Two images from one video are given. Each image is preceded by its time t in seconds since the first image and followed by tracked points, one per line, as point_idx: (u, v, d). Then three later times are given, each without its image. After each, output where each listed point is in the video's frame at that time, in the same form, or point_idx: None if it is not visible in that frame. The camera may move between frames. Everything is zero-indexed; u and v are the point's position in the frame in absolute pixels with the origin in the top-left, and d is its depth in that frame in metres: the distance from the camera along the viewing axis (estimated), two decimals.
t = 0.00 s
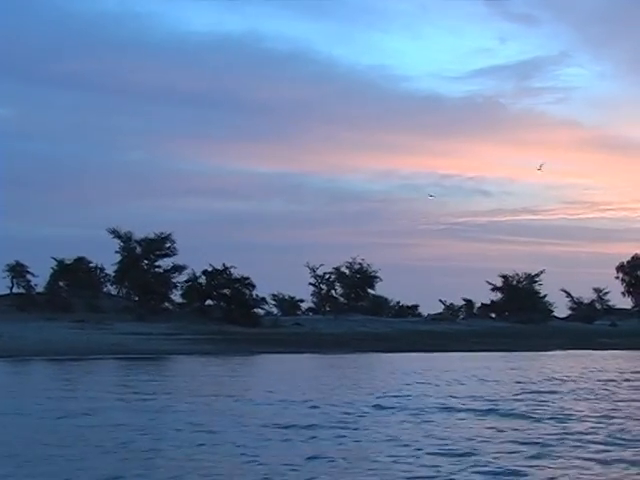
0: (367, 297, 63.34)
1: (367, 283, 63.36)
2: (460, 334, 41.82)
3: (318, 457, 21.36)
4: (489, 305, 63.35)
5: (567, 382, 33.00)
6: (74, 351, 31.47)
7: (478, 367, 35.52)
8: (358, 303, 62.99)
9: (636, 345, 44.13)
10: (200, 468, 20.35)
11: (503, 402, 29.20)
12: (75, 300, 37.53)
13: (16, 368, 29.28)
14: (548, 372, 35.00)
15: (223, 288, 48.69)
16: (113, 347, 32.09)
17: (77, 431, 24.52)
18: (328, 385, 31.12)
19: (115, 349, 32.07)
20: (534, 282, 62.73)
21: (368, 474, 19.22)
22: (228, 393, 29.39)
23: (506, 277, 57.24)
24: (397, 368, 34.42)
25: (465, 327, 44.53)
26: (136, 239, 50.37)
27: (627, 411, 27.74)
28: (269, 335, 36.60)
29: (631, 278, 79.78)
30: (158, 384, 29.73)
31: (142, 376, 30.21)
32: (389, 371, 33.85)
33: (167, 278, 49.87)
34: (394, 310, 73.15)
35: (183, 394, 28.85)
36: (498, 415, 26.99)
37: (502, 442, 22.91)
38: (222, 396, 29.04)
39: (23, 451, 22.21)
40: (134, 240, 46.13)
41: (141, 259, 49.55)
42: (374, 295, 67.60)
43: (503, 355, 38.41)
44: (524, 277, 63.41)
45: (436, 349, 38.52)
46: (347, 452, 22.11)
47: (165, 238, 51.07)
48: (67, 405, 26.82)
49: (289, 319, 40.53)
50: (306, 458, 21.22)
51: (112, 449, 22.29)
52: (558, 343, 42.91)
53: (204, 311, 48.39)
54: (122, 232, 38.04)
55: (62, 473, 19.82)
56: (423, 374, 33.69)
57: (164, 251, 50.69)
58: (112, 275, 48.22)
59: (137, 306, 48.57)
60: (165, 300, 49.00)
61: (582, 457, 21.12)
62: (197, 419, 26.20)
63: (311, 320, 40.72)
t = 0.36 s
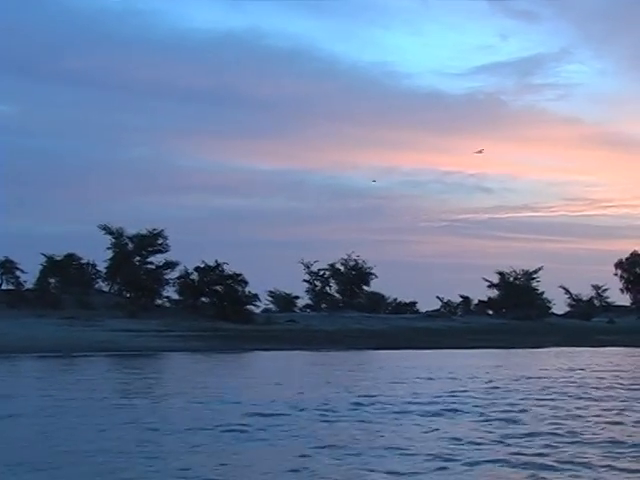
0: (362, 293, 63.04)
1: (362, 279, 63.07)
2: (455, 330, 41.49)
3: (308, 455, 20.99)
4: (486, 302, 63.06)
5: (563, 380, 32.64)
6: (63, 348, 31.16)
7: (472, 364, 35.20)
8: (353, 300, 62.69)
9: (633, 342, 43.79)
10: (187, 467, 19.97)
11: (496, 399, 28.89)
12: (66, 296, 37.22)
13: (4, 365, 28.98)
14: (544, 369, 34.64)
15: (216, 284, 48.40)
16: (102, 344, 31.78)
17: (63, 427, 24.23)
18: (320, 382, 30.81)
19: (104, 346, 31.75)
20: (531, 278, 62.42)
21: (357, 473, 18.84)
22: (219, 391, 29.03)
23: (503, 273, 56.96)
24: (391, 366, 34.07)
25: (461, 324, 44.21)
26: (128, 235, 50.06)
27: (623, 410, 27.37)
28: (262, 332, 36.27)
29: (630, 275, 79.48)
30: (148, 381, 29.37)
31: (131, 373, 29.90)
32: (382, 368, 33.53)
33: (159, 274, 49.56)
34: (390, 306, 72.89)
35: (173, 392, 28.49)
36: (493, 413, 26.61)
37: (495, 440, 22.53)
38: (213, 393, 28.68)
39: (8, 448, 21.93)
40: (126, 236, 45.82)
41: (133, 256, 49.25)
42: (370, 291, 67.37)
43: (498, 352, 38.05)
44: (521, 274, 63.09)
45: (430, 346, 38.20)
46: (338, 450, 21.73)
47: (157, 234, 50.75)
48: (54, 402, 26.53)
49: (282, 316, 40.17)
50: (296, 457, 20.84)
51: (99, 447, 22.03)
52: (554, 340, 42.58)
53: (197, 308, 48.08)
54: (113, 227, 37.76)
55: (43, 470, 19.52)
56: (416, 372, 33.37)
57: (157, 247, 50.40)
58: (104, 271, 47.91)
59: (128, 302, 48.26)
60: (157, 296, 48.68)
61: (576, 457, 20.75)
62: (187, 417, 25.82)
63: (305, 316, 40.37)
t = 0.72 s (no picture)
0: (353, 293, 62.81)
1: (353, 279, 62.83)
2: (446, 330, 41.23)
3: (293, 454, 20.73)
4: (479, 302, 62.83)
5: (553, 379, 32.42)
6: (47, 348, 30.89)
7: (462, 364, 34.95)
8: (344, 299, 62.46)
9: (625, 342, 43.58)
10: (168, 467, 19.73)
11: (484, 399, 28.65)
12: (52, 297, 36.95)
13: None
14: (534, 368, 34.43)
15: (204, 284, 48.15)
16: (88, 345, 31.51)
17: (44, 428, 23.98)
18: (307, 382, 30.56)
19: (89, 346, 31.48)
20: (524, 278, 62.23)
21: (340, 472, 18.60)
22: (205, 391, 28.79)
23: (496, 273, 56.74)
24: (380, 365, 33.83)
25: (452, 324, 43.96)
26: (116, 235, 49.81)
27: (612, 408, 27.14)
28: (250, 332, 36.01)
29: (625, 275, 79.33)
30: (133, 381, 29.12)
31: (116, 374, 29.64)
32: (370, 368, 33.28)
33: (147, 274, 49.32)
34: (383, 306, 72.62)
35: (159, 392, 28.22)
36: (481, 412, 26.37)
37: (481, 439, 22.30)
38: (199, 393, 28.40)
39: None
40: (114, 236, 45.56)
41: (121, 256, 48.99)
42: (361, 291, 67.14)
43: (488, 352, 37.81)
44: (513, 274, 62.90)
45: (420, 346, 37.94)
46: (322, 450, 21.46)
47: (145, 233, 50.50)
48: (37, 403, 26.27)
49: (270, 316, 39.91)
50: (279, 456, 20.59)
51: (80, 448, 21.78)
52: (545, 340, 42.32)
53: (185, 308, 47.83)
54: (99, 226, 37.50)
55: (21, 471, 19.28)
56: (405, 371, 33.12)
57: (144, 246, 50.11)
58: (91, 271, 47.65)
59: (116, 302, 48.00)
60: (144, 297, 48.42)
61: (562, 453, 20.50)
62: (172, 417, 25.54)
63: (294, 316, 40.13)
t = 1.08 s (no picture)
0: (343, 291, 62.65)
1: (343, 277, 62.67)
2: (435, 329, 41.04)
3: (275, 455, 20.53)
4: (470, 301, 62.68)
5: (541, 379, 32.25)
6: (31, 346, 30.69)
7: (450, 364, 34.77)
8: (334, 298, 62.29)
9: (614, 342, 43.44)
10: (148, 467, 19.53)
11: (471, 399, 28.49)
12: (37, 293, 36.73)
13: None
14: (522, 369, 34.27)
15: (190, 282, 47.98)
16: (72, 343, 31.31)
17: (26, 426, 23.79)
18: (293, 381, 30.36)
19: (73, 344, 31.26)
20: (515, 278, 62.09)
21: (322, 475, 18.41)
22: (189, 389, 28.60)
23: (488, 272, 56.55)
24: (367, 364, 33.65)
25: (442, 324, 43.76)
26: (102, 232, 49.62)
27: (599, 410, 26.97)
28: (236, 330, 35.81)
29: (617, 274, 79.30)
30: (117, 379, 28.91)
31: (99, 371, 29.44)
32: (357, 368, 33.08)
33: (133, 271, 49.29)
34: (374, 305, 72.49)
35: (143, 390, 28.03)
36: (467, 413, 26.19)
37: (465, 441, 22.16)
38: (183, 392, 28.21)
39: None
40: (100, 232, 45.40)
41: (107, 252, 48.82)
42: (351, 289, 67.03)
43: (477, 352, 37.59)
44: (504, 273, 62.77)
45: (409, 345, 37.76)
46: (305, 450, 21.27)
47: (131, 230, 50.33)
48: (20, 400, 26.08)
49: (259, 314, 39.70)
50: (261, 457, 20.39)
51: (60, 447, 21.61)
52: (535, 340, 42.15)
53: (171, 305, 47.65)
54: (85, 223, 37.28)
55: None
56: (392, 371, 32.95)
57: (132, 244, 50.20)
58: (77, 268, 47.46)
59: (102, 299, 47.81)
60: (130, 293, 48.23)
61: (547, 456, 20.32)
62: (155, 416, 25.34)
63: (282, 314, 39.95)
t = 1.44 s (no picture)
0: (338, 287, 62.35)
1: (338, 273, 62.38)
2: (430, 326, 40.74)
3: (261, 449, 20.20)
4: (467, 298, 62.39)
5: (534, 377, 31.90)
6: (19, 339, 30.41)
7: (443, 360, 34.47)
8: (329, 293, 62.00)
9: (611, 341, 43.07)
10: (130, 461, 19.22)
11: (462, 396, 28.21)
12: (27, 286, 36.44)
13: None
14: (516, 366, 33.93)
15: (182, 276, 47.73)
16: (60, 336, 31.02)
17: (10, 419, 23.51)
18: (283, 376, 30.08)
19: (61, 337, 30.98)
20: (512, 275, 61.73)
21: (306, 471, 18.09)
22: (178, 382, 28.32)
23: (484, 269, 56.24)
24: (359, 360, 33.32)
25: (436, 320, 43.47)
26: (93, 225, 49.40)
27: (592, 408, 26.63)
28: (227, 325, 35.52)
29: (615, 272, 79.01)
30: (105, 372, 28.61)
31: (87, 363, 29.16)
32: (349, 363, 32.79)
33: (124, 266, 49.08)
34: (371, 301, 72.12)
35: (130, 384, 27.72)
36: (458, 409, 25.85)
37: (453, 437, 21.88)
38: (172, 385, 27.88)
39: None
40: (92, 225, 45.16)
41: (99, 246, 48.63)
42: (347, 285, 66.70)
43: (471, 349, 37.27)
44: (502, 271, 62.42)
45: (402, 341, 37.47)
46: (290, 445, 20.95)
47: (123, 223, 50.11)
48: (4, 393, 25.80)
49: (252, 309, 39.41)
50: (246, 451, 20.07)
51: (42, 440, 21.33)
52: (530, 337, 41.85)
53: (162, 300, 47.41)
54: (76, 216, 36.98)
55: None
56: (384, 366, 32.67)
57: (123, 238, 50.05)
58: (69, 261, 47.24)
59: (93, 293, 47.56)
60: (121, 288, 47.99)
61: (537, 454, 19.97)
62: (141, 410, 25.02)
63: (275, 310, 39.63)
